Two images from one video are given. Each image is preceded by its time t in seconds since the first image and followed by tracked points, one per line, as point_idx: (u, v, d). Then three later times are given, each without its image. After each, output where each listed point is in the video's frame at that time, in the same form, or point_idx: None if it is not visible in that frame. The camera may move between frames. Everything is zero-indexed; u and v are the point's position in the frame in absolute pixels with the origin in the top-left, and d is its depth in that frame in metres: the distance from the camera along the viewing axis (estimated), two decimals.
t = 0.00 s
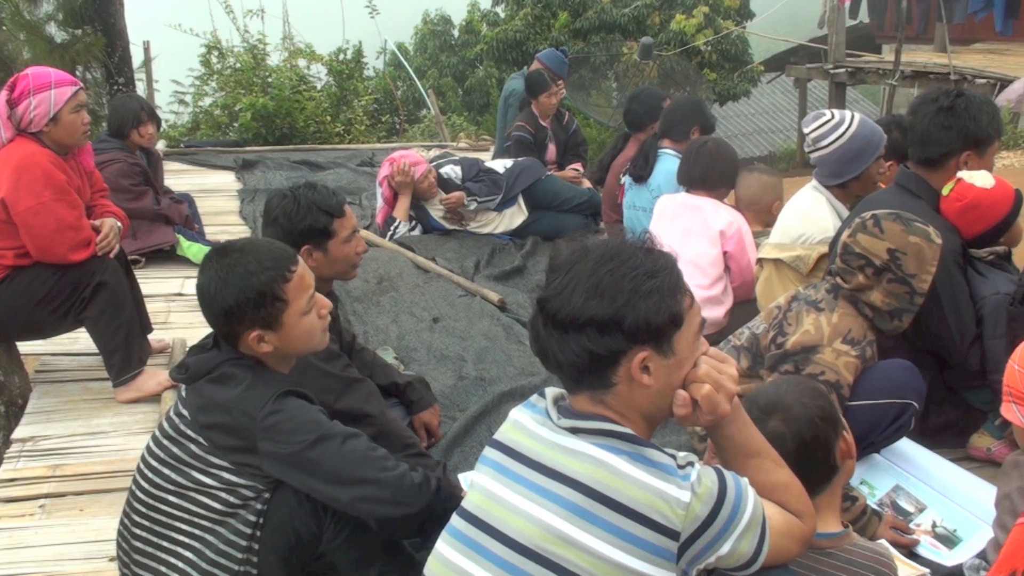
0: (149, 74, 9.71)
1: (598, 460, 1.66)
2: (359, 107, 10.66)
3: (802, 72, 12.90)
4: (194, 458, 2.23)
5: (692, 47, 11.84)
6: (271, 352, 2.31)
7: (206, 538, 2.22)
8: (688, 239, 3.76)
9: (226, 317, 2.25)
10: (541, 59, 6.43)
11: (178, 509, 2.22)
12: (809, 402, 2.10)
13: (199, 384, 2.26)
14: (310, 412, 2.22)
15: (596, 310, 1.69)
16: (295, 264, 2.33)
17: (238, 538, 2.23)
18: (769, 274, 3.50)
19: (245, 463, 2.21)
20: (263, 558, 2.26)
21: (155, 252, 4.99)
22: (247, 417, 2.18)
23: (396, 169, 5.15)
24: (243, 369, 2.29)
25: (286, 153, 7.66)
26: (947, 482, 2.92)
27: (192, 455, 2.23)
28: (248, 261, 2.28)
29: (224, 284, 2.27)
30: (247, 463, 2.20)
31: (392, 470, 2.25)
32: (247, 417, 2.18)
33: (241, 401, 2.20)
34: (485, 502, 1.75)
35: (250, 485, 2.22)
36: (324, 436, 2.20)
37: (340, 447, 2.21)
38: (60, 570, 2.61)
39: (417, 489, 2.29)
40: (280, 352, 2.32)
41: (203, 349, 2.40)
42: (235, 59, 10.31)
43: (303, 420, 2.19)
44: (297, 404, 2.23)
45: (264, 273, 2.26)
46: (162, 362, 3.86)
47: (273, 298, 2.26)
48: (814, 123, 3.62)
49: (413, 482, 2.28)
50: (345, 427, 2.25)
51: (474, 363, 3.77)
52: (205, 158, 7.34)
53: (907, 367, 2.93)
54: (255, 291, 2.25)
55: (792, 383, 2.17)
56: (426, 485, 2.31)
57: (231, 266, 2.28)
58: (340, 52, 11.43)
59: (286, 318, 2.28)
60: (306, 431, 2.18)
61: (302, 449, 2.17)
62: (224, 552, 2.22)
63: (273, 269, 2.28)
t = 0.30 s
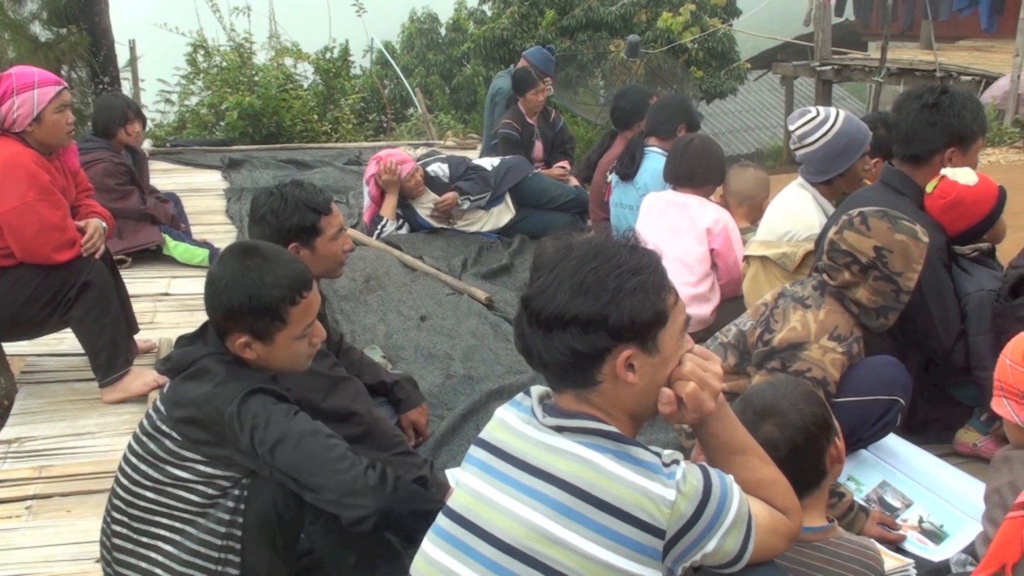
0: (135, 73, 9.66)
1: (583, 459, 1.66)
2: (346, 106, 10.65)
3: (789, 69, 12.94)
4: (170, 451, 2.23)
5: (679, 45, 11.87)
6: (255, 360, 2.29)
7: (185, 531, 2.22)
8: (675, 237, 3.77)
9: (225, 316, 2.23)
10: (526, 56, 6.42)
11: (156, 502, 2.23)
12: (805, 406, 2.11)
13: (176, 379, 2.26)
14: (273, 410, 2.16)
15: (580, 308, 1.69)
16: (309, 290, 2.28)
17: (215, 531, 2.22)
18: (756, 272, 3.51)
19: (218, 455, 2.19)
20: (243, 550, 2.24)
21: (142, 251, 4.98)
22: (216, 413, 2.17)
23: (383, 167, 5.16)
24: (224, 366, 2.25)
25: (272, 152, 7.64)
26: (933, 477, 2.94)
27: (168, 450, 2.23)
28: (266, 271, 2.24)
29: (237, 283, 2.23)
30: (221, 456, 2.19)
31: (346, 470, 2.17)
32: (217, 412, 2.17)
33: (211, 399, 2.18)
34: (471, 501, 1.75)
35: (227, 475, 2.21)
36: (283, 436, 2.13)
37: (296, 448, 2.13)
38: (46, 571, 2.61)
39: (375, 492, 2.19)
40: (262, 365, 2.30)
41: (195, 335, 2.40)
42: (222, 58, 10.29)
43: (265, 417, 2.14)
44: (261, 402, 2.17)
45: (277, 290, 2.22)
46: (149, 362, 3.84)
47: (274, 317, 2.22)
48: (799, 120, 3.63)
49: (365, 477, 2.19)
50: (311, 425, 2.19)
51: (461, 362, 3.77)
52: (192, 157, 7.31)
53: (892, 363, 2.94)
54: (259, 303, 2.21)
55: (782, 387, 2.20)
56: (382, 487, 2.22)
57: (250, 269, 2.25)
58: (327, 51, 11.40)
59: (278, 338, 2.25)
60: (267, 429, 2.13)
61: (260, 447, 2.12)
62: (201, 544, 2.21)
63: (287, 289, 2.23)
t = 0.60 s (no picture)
0: (122, 73, 9.63)
1: (574, 459, 1.65)
2: (335, 105, 10.63)
3: (778, 67, 12.97)
4: (132, 446, 2.18)
5: (667, 43, 11.90)
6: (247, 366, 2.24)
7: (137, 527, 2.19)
8: (663, 236, 3.77)
9: (237, 311, 2.20)
10: (516, 56, 6.43)
11: (116, 492, 2.21)
12: (787, 411, 2.12)
13: (165, 377, 2.22)
14: (228, 447, 2.09)
15: (571, 307, 1.68)
16: (324, 320, 2.24)
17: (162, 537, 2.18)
18: (745, 270, 3.52)
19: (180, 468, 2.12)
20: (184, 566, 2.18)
21: (129, 251, 4.97)
22: (174, 432, 2.12)
23: (371, 167, 5.14)
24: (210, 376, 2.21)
25: (261, 151, 7.62)
26: (921, 473, 2.95)
27: (137, 450, 2.17)
28: (293, 285, 2.22)
29: (261, 284, 2.22)
30: (174, 470, 2.13)
31: (263, 553, 2.06)
32: (177, 430, 2.11)
33: (181, 412, 2.13)
34: (460, 501, 1.75)
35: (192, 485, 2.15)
36: (219, 489, 2.07)
37: (225, 508, 2.06)
38: (34, 572, 2.60)
39: None
40: (252, 373, 2.25)
41: (192, 328, 2.37)
42: (210, 57, 10.29)
43: (212, 463, 2.07)
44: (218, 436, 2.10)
45: (295, 305, 2.18)
46: (137, 362, 3.84)
47: (280, 330, 2.18)
48: (787, 118, 3.63)
49: (284, 564, 2.05)
50: (253, 489, 2.07)
51: (451, 361, 3.77)
52: (180, 156, 7.30)
53: (881, 361, 2.96)
54: (270, 311, 2.18)
55: (768, 390, 2.21)
56: None
57: (278, 278, 2.23)
58: (315, 49, 11.38)
59: (277, 351, 2.20)
60: (212, 475, 2.08)
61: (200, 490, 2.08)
62: (148, 546, 2.18)
63: (305, 310, 2.19)
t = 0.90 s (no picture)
0: (108, 72, 9.58)
1: (565, 458, 1.65)
2: (322, 103, 10.60)
3: (765, 64, 13.00)
4: (141, 425, 2.29)
5: (654, 40, 11.93)
6: (256, 349, 2.34)
7: (135, 504, 2.28)
8: (650, 233, 3.78)
9: (249, 297, 2.31)
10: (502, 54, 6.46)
11: (120, 468, 2.30)
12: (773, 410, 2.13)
13: (179, 359, 2.33)
14: (234, 426, 2.19)
15: (559, 306, 1.67)
16: (331, 311, 2.32)
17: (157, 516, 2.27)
18: (732, 267, 3.52)
19: (184, 447, 2.23)
20: (175, 546, 2.26)
21: (116, 251, 4.95)
22: (181, 410, 2.22)
23: (359, 165, 5.12)
24: (218, 359, 2.32)
25: (247, 150, 7.60)
26: (908, 468, 2.96)
27: (144, 427, 2.27)
28: (304, 276, 2.31)
29: (275, 271, 2.32)
30: (179, 448, 2.24)
31: (258, 531, 2.13)
32: (183, 408, 2.22)
33: (190, 392, 2.23)
34: (451, 499, 1.75)
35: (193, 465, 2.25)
36: (220, 467, 2.16)
37: (226, 484, 2.15)
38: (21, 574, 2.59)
39: (278, 565, 2.12)
40: (259, 357, 2.35)
41: (206, 317, 2.48)
42: (196, 56, 10.27)
43: (217, 440, 2.18)
44: (224, 416, 2.20)
45: (304, 295, 2.27)
46: (124, 362, 3.82)
47: (287, 317, 2.27)
48: (774, 115, 3.64)
49: (276, 546, 2.11)
50: (254, 466, 2.16)
51: (439, 359, 3.77)
52: (166, 156, 7.27)
53: (869, 358, 2.96)
54: (277, 297, 2.27)
55: (754, 390, 2.22)
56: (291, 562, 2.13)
57: (291, 267, 2.33)
58: (302, 48, 11.35)
59: (281, 338, 2.29)
60: (215, 452, 2.18)
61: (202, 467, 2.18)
62: (143, 523, 2.26)
63: (312, 301, 2.27)
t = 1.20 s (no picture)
0: (90, 70, 9.53)
1: (553, 455, 1.64)
2: (306, 101, 10.57)
3: (749, 61, 13.05)
4: (149, 412, 2.36)
5: (639, 38, 11.96)
6: (277, 345, 2.42)
7: (135, 489, 2.36)
8: (636, 230, 3.78)
9: (280, 295, 2.38)
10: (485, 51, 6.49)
11: (124, 454, 2.38)
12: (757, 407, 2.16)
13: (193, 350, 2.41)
14: (244, 412, 2.26)
15: (548, 304, 1.66)
16: (357, 318, 2.39)
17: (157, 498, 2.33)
18: (716, 264, 3.55)
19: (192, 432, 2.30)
20: (174, 528, 2.30)
21: (100, 250, 4.93)
22: (190, 397, 2.29)
23: (344, 164, 5.10)
24: (235, 351, 2.38)
25: (231, 149, 7.58)
26: (892, 463, 2.98)
27: (153, 412, 2.35)
28: (337, 281, 2.38)
29: (309, 273, 2.39)
30: (185, 434, 2.31)
31: (265, 516, 2.19)
32: (194, 394, 2.29)
33: (201, 379, 2.31)
34: (439, 496, 1.75)
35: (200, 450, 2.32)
36: (231, 451, 2.23)
37: (235, 469, 2.21)
38: None
39: (277, 553, 2.18)
40: (279, 353, 2.42)
41: (222, 311, 2.52)
42: (179, 54, 10.23)
43: (228, 426, 2.25)
44: (234, 405, 2.27)
45: (334, 300, 2.34)
46: (109, 362, 3.81)
47: (313, 320, 2.34)
48: (758, 111, 3.66)
49: (280, 534, 2.18)
50: (264, 452, 2.23)
51: (425, 357, 3.76)
52: (149, 155, 7.24)
53: (855, 357, 2.95)
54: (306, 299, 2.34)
55: (730, 389, 2.26)
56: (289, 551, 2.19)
57: (324, 271, 2.40)
58: (286, 46, 11.31)
59: (304, 338, 2.36)
60: (225, 439, 2.25)
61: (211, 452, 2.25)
62: (143, 506, 2.32)
63: (340, 307, 2.34)
